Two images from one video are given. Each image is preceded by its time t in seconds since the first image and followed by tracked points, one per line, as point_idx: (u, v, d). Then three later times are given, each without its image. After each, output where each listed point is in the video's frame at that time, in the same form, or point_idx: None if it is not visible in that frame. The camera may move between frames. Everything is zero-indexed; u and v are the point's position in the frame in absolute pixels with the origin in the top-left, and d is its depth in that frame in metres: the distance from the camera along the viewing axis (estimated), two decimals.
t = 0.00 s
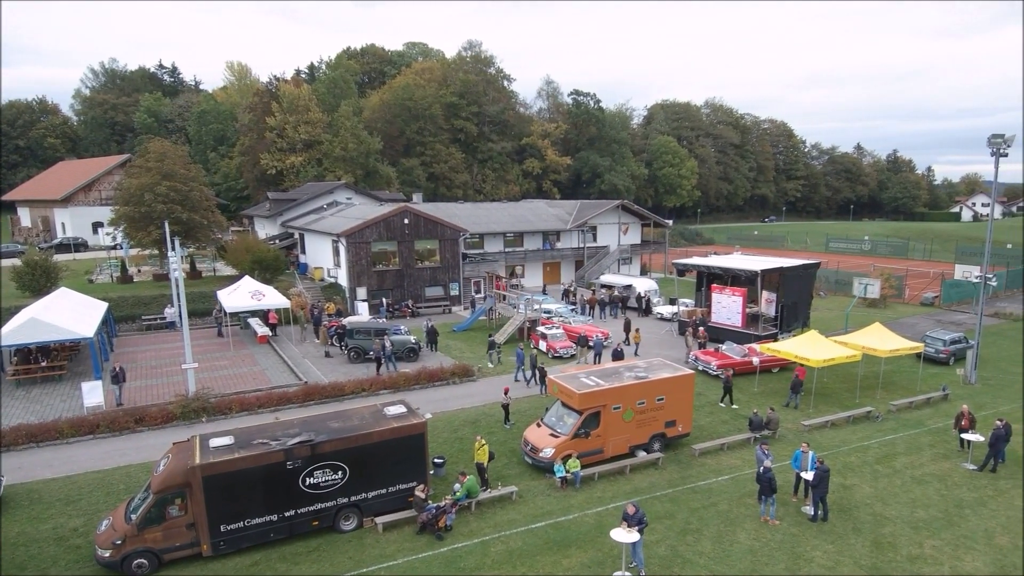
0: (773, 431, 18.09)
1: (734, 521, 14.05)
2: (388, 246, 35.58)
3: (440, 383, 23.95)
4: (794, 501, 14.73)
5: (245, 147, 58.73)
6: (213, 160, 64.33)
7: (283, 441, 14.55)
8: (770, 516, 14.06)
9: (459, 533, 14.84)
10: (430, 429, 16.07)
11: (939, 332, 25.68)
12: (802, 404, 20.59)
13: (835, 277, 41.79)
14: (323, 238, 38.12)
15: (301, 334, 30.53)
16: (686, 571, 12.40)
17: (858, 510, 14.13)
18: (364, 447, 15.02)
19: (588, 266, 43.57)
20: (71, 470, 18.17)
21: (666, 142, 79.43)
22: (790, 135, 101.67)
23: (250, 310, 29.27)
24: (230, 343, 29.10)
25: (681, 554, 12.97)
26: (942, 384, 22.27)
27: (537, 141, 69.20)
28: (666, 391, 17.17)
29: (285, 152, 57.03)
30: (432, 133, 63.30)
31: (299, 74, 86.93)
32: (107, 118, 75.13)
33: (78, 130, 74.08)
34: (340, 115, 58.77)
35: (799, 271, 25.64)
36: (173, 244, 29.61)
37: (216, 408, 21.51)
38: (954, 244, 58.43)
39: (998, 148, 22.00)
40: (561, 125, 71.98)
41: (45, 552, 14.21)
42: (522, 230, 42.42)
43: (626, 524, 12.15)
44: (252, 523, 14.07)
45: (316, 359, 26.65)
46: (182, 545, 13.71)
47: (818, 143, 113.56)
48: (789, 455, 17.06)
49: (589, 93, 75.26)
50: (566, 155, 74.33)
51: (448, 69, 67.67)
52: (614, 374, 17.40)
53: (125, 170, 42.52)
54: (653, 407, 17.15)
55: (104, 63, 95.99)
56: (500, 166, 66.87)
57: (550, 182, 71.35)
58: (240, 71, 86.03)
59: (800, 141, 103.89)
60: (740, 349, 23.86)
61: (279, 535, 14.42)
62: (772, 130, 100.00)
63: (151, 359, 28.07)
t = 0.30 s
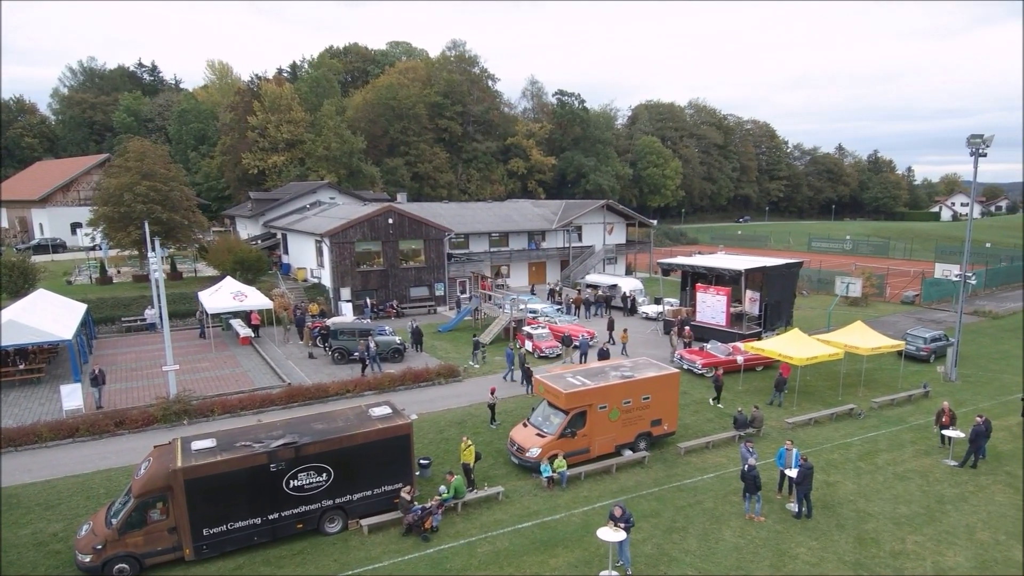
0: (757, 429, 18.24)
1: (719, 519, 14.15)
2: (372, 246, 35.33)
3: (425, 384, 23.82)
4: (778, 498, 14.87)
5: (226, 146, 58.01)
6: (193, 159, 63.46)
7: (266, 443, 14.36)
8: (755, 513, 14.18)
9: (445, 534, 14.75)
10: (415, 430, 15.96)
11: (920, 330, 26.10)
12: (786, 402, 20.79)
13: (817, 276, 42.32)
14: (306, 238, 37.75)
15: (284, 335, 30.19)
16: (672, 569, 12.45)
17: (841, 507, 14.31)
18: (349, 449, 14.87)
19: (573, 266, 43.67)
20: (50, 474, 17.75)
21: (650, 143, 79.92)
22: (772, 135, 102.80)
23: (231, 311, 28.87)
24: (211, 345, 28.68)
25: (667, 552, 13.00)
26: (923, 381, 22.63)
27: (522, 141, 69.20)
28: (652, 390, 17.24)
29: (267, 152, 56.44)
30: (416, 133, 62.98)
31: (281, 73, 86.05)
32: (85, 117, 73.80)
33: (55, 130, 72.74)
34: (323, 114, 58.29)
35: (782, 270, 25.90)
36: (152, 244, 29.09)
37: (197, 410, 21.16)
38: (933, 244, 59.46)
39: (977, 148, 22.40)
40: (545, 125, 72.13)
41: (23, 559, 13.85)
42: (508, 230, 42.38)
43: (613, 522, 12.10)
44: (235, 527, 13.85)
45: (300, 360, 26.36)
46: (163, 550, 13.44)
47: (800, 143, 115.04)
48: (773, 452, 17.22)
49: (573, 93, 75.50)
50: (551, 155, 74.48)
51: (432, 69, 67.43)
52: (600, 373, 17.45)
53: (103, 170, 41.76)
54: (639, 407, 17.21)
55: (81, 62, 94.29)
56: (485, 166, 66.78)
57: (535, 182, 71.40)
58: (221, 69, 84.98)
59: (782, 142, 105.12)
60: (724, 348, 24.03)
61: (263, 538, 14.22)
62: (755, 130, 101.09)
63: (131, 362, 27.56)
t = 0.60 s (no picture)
0: (744, 426, 18.36)
1: (707, 517, 14.20)
2: (358, 246, 35.12)
3: (413, 384, 23.69)
4: (765, 495, 14.98)
5: (210, 146, 57.39)
6: (177, 159, 62.70)
7: (251, 444, 14.18)
8: (742, 510, 14.26)
9: (434, 534, 14.66)
10: (403, 430, 15.84)
11: (904, 328, 26.45)
12: (772, 400, 20.95)
13: (803, 275, 42.77)
14: (291, 238, 37.45)
15: (269, 336, 29.89)
16: (660, 566, 12.47)
17: (827, 503, 14.44)
18: (336, 449, 14.73)
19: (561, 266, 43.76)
20: (29, 478, 17.37)
21: (637, 143, 80.31)
22: (758, 136, 103.79)
23: (215, 312, 28.53)
24: (195, 346, 28.29)
25: (655, 550, 13.02)
26: (907, 378, 22.94)
27: (509, 141, 69.21)
28: (639, 388, 17.31)
29: (251, 151, 55.94)
30: (403, 132, 62.74)
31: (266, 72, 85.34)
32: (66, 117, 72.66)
33: (35, 129, 71.61)
34: (308, 113, 57.85)
35: (768, 269, 26.14)
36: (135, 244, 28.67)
37: (181, 411, 20.85)
38: (916, 243, 60.32)
39: (960, 148, 22.75)
40: (532, 125, 72.17)
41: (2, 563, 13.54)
42: (495, 229, 42.35)
43: (602, 520, 11.99)
44: (220, 528, 13.66)
45: (286, 361, 26.09)
46: (147, 553, 13.22)
47: (785, 143, 116.26)
48: (760, 450, 17.35)
49: (560, 93, 75.67)
50: (538, 155, 74.61)
51: (419, 68, 67.17)
52: (588, 372, 17.47)
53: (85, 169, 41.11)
54: (627, 405, 17.26)
55: (62, 60, 92.87)
56: (472, 166, 66.71)
57: (523, 182, 71.43)
58: (205, 68, 84.11)
59: (768, 142, 106.14)
60: (711, 347, 24.16)
61: (249, 540, 14.03)
62: (741, 131, 102.00)
63: (114, 363, 27.11)
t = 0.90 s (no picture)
0: (734, 425, 18.45)
1: (698, 515, 14.24)
2: (348, 247, 34.94)
3: (403, 385, 23.61)
4: (755, 493, 15.05)
5: (198, 146, 56.94)
6: (164, 158, 62.12)
7: (240, 445, 14.04)
8: (733, 508, 14.32)
9: (425, 535, 14.60)
10: (393, 430, 15.75)
11: (892, 327, 26.70)
12: (762, 399, 21.05)
13: (792, 274, 43.10)
14: (280, 238, 37.19)
15: (258, 336, 29.67)
16: (651, 564, 12.50)
17: (817, 501, 14.54)
18: (326, 449, 14.63)
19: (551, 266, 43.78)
20: (14, 481, 17.09)
21: (627, 143, 80.55)
22: (747, 136, 104.51)
23: (203, 312, 28.27)
24: (182, 347, 28.01)
25: (646, 549, 13.04)
26: (895, 376, 23.16)
27: (499, 141, 69.17)
28: (630, 388, 17.35)
29: (240, 151, 55.52)
30: (392, 131, 62.57)
31: (255, 71, 84.75)
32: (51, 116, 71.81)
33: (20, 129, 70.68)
34: (297, 112, 57.48)
35: (757, 269, 26.30)
36: (122, 244, 28.34)
37: (170, 413, 20.63)
38: (903, 243, 61.00)
39: (947, 148, 23.01)
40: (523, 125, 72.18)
41: None
42: (486, 229, 42.32)
43: (593, 519, 11.96)
44: (209, 530, 13.52)
45: (275, 362, 25.90)
46: (135, 555, 13.06)
47: (774, 143, 117.24)
48: (750, 448, 17.44)
49: (551, 93, 75.74)
50: (529, 155, 74.68)
51: (409, 67, 66.93)
52: (579, 372, 17.48)
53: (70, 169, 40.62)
54: (618, 404, 17.28)
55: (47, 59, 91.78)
56: (462, 166, 66.62)
57: (513, 182, 71.43)
58: (193, 66, 83.40)
59: (757, 143, 106.89)
60: (701, 346, 24.24)
61: (238, 542, 13.89)
62: (730, 131, 102.61)
63: (101, 364, 26.78)
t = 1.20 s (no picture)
0: (728, 425, 18.51)
1: (692, 514, 14.28)
2: (342, 247, 34.84)
3: (397, 385, 23.55)
4: (749, 492, 15.11)
5: (190, 146, 56.62)
6: (155, 158, 61.73)
7: (233, 446, 13.95)
8: (727, 507, 14.36)
9: (419, 535, 14.57)
10: (387, 430, 15.70)
11: (884, 326, 26.87)
12: (756, 398, 21.14)
13: (785, 274, 43.30)
14: (273, 238, 37.04)
15: (250, 337, 29.52)
16: (646, 563, 12.52)
17: (810, 499, 14.61)
18: (320, 450, 14.56)
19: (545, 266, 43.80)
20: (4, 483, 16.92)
21: (621, 143, 80.71)
22: (740, 136, 104.97)
23: (196, 313, 28.11)
24: (175, 348, 27.82)
25: (641, 548, 13.06)
26: (887, 376, 23.31)
27: (493, 141, 69.15)
28: (625, 387, 17.39)
29: (232, 151, 55.20)
30: (386, 131, 62.46)
31: (248, 71, 84.34)
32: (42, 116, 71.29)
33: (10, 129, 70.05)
34: (289, 112, 57.25)
35: (751, 268, 26.42)
36: (113, 244, 28.12)
37: (162, 414, 20.48)
38: (895, 243, 61.43)
39: (939, 148, 23.19)
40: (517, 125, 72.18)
41: None
42: (480, 229, 42.31)
43: (588, 519, 11.97)
44: (202, 532, 13.42)
45: (268, 362, 25.77)
46: (128, 557, 12.95)
47: (767, 144, 117.83)
48: (744, 447, 17.51)
49: (544, 93, 75.79)
50: (523, 155, 74.69)
51: (402, 67, 66.81)
52: (574, 371, 17.51)
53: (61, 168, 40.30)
54: (612, 404, 17.32)
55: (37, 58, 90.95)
56: (456, 165, 66.54)
57: (507, 182, 71.40)
58: (185, 66, 82.89)
59: (750, 143, 107.35)
60: (695, 345, 24.32)
61: (231, 543, 13.81)
62: (723, 131, 103.00)
63: (92, 365, 26.55)
